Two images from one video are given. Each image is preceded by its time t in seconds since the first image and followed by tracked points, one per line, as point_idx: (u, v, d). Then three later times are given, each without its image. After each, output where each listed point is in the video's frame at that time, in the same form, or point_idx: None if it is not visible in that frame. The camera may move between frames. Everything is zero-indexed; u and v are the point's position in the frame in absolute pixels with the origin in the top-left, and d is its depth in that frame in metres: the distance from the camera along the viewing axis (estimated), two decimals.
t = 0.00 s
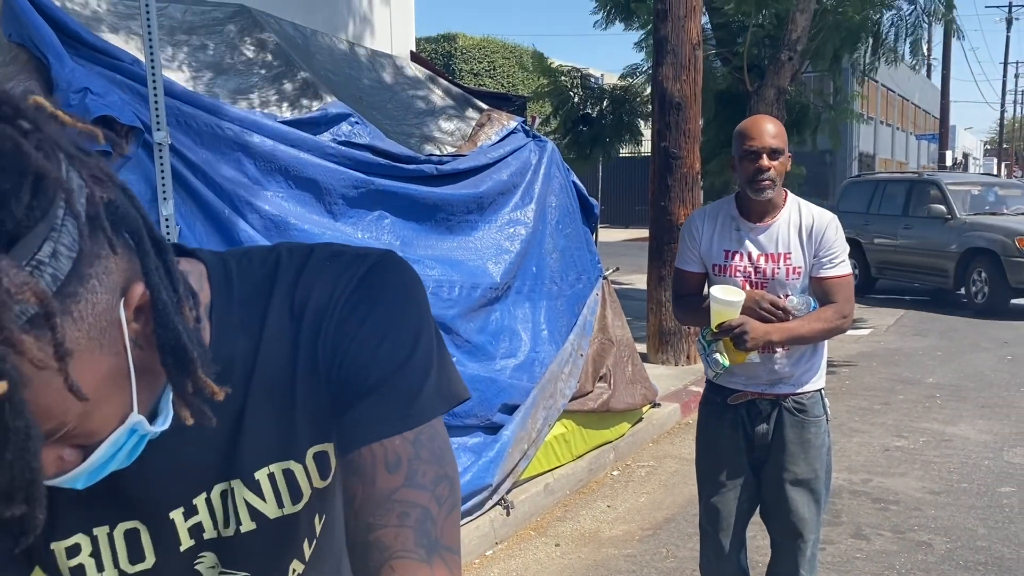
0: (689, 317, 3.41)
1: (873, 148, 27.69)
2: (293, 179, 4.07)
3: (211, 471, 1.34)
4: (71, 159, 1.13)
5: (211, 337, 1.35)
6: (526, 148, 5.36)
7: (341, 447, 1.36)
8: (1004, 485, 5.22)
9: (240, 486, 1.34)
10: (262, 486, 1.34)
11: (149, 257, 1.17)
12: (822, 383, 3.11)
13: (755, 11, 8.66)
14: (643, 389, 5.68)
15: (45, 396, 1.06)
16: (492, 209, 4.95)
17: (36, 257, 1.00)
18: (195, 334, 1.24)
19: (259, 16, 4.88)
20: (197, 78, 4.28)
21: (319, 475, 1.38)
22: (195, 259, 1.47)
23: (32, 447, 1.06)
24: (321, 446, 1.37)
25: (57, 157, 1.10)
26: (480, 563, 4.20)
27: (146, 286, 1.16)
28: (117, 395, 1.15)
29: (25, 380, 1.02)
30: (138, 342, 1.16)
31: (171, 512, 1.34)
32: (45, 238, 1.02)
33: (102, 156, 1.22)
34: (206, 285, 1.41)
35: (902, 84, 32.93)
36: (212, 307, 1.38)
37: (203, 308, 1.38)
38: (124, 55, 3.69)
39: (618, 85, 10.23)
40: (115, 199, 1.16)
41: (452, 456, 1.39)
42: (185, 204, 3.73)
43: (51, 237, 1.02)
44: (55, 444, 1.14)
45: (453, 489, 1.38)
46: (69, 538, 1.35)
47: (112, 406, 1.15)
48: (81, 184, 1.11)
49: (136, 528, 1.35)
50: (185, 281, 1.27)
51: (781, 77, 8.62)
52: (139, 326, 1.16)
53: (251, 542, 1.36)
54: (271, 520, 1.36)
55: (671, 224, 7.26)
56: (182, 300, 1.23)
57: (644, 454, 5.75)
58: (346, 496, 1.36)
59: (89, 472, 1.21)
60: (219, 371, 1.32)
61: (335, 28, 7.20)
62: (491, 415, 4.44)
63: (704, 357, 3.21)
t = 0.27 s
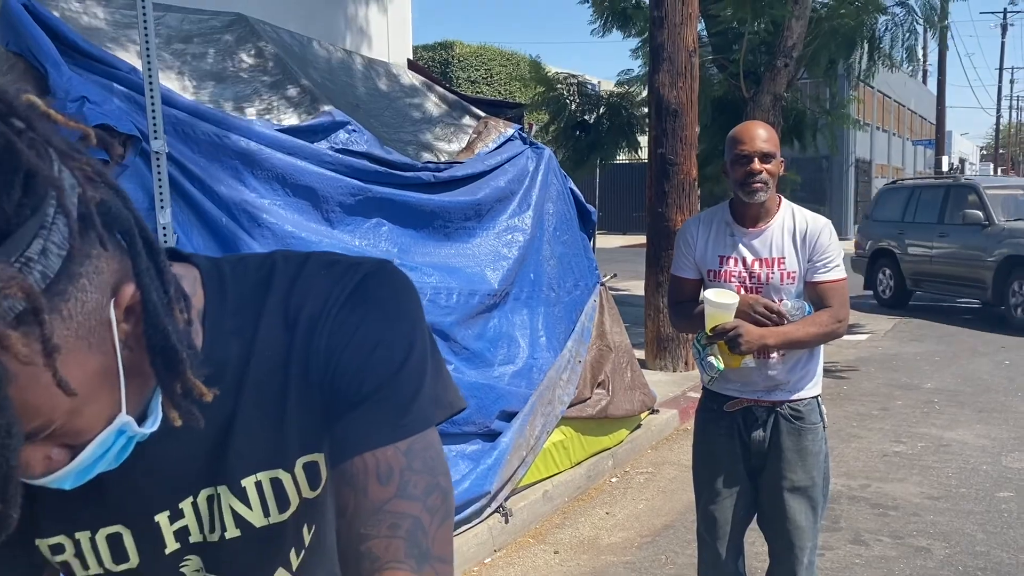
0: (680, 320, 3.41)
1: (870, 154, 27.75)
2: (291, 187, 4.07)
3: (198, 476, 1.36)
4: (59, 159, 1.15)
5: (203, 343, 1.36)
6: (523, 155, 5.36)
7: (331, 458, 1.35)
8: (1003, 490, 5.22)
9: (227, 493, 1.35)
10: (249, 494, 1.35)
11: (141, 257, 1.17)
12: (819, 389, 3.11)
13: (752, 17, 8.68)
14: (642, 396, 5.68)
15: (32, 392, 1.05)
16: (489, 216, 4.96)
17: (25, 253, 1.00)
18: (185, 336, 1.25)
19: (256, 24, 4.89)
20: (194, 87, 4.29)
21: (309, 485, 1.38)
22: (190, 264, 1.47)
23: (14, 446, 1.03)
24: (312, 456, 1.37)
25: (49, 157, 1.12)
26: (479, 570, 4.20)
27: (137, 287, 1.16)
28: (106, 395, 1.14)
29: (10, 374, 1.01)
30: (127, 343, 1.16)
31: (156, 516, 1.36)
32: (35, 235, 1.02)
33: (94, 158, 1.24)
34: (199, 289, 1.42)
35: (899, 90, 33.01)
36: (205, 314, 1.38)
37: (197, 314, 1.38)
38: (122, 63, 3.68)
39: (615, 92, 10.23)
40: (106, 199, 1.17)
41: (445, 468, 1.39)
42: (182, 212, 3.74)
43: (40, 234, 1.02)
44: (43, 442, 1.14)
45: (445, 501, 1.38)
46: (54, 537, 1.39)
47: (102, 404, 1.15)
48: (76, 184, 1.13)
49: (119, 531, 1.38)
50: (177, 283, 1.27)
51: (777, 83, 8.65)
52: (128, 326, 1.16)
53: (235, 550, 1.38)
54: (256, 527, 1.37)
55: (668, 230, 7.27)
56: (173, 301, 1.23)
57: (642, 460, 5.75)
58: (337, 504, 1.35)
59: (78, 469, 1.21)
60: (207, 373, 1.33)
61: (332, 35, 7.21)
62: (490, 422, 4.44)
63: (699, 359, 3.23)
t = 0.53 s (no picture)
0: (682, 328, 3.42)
1: (867, 159, 27.80)
2: (289, 195, 4.07)
3: (194, 483, 1.36)
4: (49, 172, 1.12)
5: (197, 350, 1.35)
6: (521, 161, 5.37)
7: (325, 464, 1.36)
8: (1002, 495, 5.22)
9: (223, 500, 1.35)
10: (247, 502, 1.36)
11: (133, 269, 1.16)
12: (817, 395, 3.11)
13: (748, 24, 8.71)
14: (641, 402, 5.67)
15: (22, 404, 1.07)
16: (487, 223, 4.96)
17: (14, 267, 1.00)
18: (177, 347, 1.24)
19: (253, 32, 4.90)
20: (192, 95, 4.30)
21: (305, 491, 1.39)
22: (186, 273, 1.47)
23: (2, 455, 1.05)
24: (308, 462, 1.38)
25: (38, 172, 1.10)
26: None
27: (128, 298, 1.15)
28: (98, 405, 1.15)
29: None
30: (119, 354, 1.16)
31: (152, 524, 1.36)
32: (24, 249, 1.02)
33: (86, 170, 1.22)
34: (194, 298, 1.41)
35: (896, 96, 33.10)
36: (200, 322, 1.38)
37: (191, 322, 1.38)
38: (119, 71, 3.69)
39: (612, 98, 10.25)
40: (97, 212, 1.16)
41: (440, 474, 1.40)
42: (179, 221, 3.74)
43: (29, 247, 1.03)
44: (35, 451, 1.14)
45: (439, 507, 1.38)
46: (50, 546, 1.38)
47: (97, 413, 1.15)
48: (64, 199, 1.11)
49: (115, 539, 1.37)
50: (169, 293, 1.27)
51: (775, 89, 8.67)
52: (121, 337, 1.15)
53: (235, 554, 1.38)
54: (254, 535, 1.37)
55: (667, 236, 7.27)
56: (165, 312, 1.22)
57: (642, 467, 5.75)
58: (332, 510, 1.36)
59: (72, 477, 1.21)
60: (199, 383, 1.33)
61: (328, 46, 7.20)
62: (489, 429, 4.43)
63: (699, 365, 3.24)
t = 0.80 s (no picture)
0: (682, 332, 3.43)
1: (864, 162, 27.86)
2: (289, 202, 4.08)
3: (202, 484, 1.36)
4: (58, 187, 1.14)
5: (201, 357, 1.37)
6: (519, 167, 5.39)
7: (330, 466, 1.37)
8: (1002, 497, 5.23)
9: (230, 504, 1.35)
10: (252, 506, 1.36)
11: (140, 279, 1.18)
12: (817, 399, 3.12)
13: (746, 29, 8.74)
14: (641, 406, 5.68)
15: (30, 415, 1.07)
16: (486, 228, 4.98)
17: (24, 279, 1.01)
18: (183, 354, 1.26)
19: (253, 40, 4.92)
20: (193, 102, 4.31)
21: (309, 494, 1.40)
22: (191, 280, 1.49)
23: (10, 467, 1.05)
24: (311, 466, 1.39)
25: (48, 186, 1.11)
26: None
27: (136, 308, 1.16)
28: (107, 413, 1.16)
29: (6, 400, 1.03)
30: (126, 363, 1.17)
31: (159, 528, 1.36)
32: (34, 261, 1.03)
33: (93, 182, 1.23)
34: (199, 306, 1.42)
35: (892, 99, 33.21)
36: (204, 329, 1.39)
37: (197, 328, 1.39)
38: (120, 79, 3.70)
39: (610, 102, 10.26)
40: (106, 224, 1.17)
41: (444, 474, 1.42)
42: (181, 228, 3.74)
43: (40, 260, 1.04)
44: (44, 460, 1.15)
45: (445, 506, 1.41)
46: (59, 552, 1.38)
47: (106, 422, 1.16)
48: (73, 211, 1.13)
49: (123, 544, 1.37)
50: (175, 302, 1.28)
51: (772, 93, 8.70)
52: (128, 347, 1.17)
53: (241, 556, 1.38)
54: (259, 538, 1.38)
55: (665, 241, 7.29)
56: (171, 321, 1.24)
57: (642, 471, 5.75)
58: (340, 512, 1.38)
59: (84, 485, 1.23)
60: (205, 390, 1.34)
61: (327, 53, 7.27)
62: (490, 434, 4.44)
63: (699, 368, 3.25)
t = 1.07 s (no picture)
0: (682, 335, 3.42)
1: (864, 164, 27.88)
2: (286, 206, 4.07)
3: (196, 479, 1.30)
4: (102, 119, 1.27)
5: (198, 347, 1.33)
6: (517, 170, 5.38)
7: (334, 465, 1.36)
8: (1002, 499, 5.21)
9: (231, 493, 1.31)
10: (253, 495, 1.32)
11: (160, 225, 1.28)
12: (817, 401, 3.12)
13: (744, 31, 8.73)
14: (641, 409, 5.66)
15: (54, 327, 1.13)
16: (484, 232, 4.97)
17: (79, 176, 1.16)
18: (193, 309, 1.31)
19: (250, 43, 4.91)
20: (189, 106, 4.30)
21: (310, 487, 1.37)
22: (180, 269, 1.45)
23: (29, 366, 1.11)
24: (314, 458, 1.36)
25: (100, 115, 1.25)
26: None
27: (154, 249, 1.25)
28: (124, 352, 1.21)
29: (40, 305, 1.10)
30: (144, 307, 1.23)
31: (143, 518, 1.28)
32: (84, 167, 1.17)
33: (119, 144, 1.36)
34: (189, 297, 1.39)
35: (891, 101, 33.22)
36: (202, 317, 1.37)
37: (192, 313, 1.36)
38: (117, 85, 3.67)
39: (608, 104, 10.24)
40: (134, 174, 1.30)
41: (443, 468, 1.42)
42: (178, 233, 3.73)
43: (89, 168, 1.18)
44: (59, 400, 1.19)
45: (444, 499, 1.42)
46: (41, 540, 1.29)
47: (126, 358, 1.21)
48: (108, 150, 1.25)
49: (106, 533, 1.28)
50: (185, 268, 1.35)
51: (770, 95, 8.70)
52: (144, 290, 1.23)
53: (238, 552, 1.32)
54: (258, 527, 1.33)
55: (664, 243, 7.28)
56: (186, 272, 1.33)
57: (641, 474, 5.74)
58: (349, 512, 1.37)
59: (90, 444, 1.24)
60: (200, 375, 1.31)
61: (326, 57, 7.27)
62: (488, 438, 4.44)
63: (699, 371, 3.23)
